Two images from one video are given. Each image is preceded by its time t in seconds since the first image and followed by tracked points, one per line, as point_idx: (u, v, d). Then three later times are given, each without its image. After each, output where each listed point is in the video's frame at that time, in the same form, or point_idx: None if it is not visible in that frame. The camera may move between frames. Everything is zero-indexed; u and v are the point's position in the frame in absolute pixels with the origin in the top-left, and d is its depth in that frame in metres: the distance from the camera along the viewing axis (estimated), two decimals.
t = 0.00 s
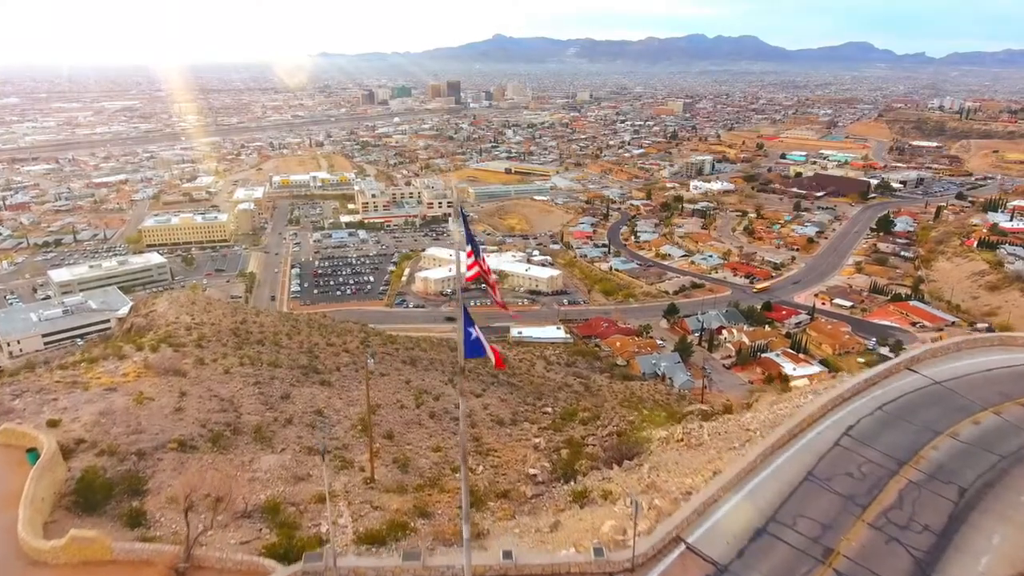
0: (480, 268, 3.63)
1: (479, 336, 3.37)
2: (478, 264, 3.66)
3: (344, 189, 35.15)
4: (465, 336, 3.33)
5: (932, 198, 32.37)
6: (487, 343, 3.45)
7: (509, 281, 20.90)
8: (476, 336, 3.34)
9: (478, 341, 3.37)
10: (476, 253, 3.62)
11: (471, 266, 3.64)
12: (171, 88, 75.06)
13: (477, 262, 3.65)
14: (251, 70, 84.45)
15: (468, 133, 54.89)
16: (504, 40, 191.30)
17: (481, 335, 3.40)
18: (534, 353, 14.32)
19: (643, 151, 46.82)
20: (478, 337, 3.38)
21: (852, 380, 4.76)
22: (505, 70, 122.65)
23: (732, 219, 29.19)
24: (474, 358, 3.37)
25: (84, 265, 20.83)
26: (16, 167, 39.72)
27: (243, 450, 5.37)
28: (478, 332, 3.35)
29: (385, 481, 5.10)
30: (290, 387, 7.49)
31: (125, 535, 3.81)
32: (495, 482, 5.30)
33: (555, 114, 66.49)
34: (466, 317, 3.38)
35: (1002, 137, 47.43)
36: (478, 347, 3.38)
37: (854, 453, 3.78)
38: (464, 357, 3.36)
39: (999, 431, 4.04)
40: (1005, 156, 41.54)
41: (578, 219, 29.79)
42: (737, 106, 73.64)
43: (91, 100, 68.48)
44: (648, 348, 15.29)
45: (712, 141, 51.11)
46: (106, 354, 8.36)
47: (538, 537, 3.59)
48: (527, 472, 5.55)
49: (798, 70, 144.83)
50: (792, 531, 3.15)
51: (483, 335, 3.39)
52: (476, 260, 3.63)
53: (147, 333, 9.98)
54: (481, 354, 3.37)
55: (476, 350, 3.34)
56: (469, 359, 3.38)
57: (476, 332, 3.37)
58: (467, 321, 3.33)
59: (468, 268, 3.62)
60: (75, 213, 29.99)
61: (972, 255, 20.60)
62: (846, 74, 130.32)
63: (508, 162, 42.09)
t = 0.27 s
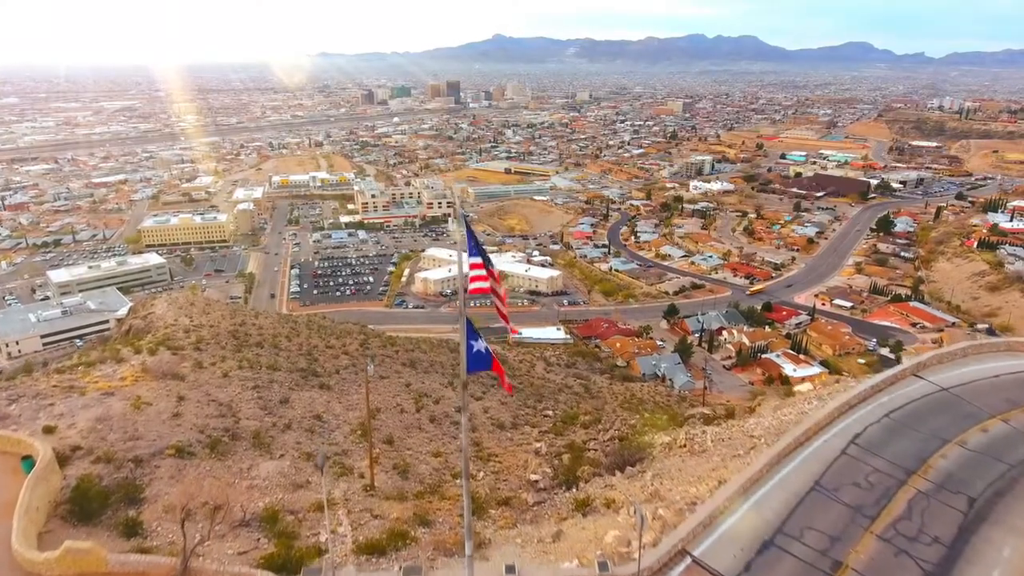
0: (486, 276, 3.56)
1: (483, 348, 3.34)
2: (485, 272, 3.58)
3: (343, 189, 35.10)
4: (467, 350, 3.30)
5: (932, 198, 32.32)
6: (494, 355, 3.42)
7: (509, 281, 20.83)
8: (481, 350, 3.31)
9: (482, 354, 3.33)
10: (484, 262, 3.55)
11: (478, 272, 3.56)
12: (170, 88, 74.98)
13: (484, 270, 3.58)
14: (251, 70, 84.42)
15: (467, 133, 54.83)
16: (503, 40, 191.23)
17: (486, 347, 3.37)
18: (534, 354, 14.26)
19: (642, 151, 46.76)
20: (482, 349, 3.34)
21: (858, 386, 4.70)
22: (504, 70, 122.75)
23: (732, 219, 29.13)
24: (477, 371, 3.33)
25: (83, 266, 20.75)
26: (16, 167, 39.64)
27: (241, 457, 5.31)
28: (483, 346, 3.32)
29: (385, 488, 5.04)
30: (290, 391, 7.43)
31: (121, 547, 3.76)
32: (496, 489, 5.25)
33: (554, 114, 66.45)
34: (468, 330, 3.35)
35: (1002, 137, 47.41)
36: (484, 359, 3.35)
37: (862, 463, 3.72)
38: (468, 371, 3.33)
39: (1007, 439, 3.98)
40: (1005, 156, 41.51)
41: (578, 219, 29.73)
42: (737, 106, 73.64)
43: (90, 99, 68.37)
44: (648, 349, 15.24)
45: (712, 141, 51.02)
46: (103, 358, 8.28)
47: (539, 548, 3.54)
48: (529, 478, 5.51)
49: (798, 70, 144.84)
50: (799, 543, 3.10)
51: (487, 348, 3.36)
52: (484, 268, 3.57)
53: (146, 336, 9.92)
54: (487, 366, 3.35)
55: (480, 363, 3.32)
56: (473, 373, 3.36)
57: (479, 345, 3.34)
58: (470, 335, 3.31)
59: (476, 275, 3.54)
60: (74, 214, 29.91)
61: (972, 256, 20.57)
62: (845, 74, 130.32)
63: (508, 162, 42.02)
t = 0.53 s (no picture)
0: (485, 289, 3.53)
1: (485, 364, 3.29)
2: (483, 285, 3.56)
3: (342, 192, 35.06)
4: (469, 366, 3.26)
5: (931, 201, 32.31)
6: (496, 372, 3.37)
7: (508, 285, 20.74)
8: (482, 366, 3.26)
9: (482, 370, 3.29)
10: (481, 274, 3.53)
11: (476, 287, 3.54)
12: (169, 90, 74.94)
13: (482, 283, 3.55)
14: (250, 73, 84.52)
15: (467, 136, 54.85)
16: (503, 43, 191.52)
17: (488, 364, 3.32)
18: (534, 358, 14.17)
19: (642, 154, 46.76)
20: (483, 365, 3.29)
21: (863, 397, 4.65)
22: (503, 73, 122.98)
23: (732, 222, 29.08)
24: (477, 389, 3.29)
25: (81, 270, 20.69)
26: (15, 170, 39.57)
27: (238, 468, 5.25)
28: (484, 362, 3.27)
29: (385, 500, 4.97)
30: (288, 399, 7.36)
31: (115, 563, 3.69)
32: (497, 500, 5.19)
33: (553, 117, 66.49)
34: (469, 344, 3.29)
35: (1001, 140, 47.47)
36: (483, 377, 3.31)
37: (870, 476, 3.66)
38: (469, 389, 3.27)
39: (1017, 451, 3.92)
40: (1004, 159, 41.55)
41: (577, 223, 29.66)
42: (736, 109, 73.74)
43: (89, 102, 68.34)
44: (649, 353, 15.16)
45: (711, 144, 50.99)
46: (100, 364, 8.21)
47: (542, 564, 3.48)
48: (531, 489, 5.44)
49: (796, 73, 145.16)
50: (808, 561, 3.02)
51: (489, 364, 3.30)
52: (482, 281, 3.55)
53: (144, 342, 9.86)
54: (485, 384, 3.30)
55: (482, 380, 3.28)
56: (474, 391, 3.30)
57: (481, 361, 3.29)
58: (472, 350, 3.25)
59: (473, 289, 3.53)
60: (73, 217, 29.86)
61: (972, 259, 20.54)
62: (845, 77, 130.56)
63: (507, 166, 41.99)
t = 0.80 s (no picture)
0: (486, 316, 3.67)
1: (486, 399, 3.71)
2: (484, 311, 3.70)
3: (343, 205, 35.08)
4: (472, 401, 3.68)
5: (930, 213, 32.35)
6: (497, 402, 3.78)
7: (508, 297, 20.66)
8: (484, 401, 3.70)
9: (486, 404, 3.71)
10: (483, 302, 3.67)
11: (479, 315, 3.67)
12: (170, 103, 75.22)
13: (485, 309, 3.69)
14: (252, 87, 84.95)
15: (466, 149, 55.01)
16: (502, 57, 192.85)
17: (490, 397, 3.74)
18: (534, 371, 14.07)
19: (641, 167, 46.88)
20: (486, 398, 3.72)
21: (870, 416, 4.59)
22: (503, 86, 123.68)
23: (731, 235, 29.09)
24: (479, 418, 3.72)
25: (80, 283, 20.63)
26: (16, 183, 39.60)
27: (235, 489, 5.16)
28: (487, 398, 3.70)
29: (384, 521, 4.88)
30: (286, 416, 7.26)
31: None
32: (498, 521, 5.10)
33: (553, 130, 66.73)
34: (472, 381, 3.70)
35: (999, 153, 47.63)
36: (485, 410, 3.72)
37: (879, 499, 3.58)
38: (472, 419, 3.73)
39: None
40: (1002, 172, 41.67)
41: (577, 235, 29.66)
42: (735, 122, 74.09)
43: (91, 115, 68.56)
44: (649, 366, 15.09)
45: (710, 157, 51.13)
46: (97, 382, 8.12)
47: None
48: (532, 510, 5.36)
49: (794, 86, 146.13)
50: None
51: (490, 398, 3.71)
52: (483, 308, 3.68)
53: (141, 357, 9.77)
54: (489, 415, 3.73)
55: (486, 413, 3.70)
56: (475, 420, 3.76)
57: (484, 395, 3.72)
58: (474, 388, 3.67)
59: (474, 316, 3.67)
60: (73, 230, 29.84)
61: (972, 272, 20.53)
62: (843, 91, 131.25)
63: (507, 178, 42.06)
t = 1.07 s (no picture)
0: (485, 343, 3.79)
1: (487, 428, 3.86)
2: (487, 338, 3.81)
3: (343, 218, 35.08)
4: (472, 430, 3.83)
5: (930, 226, 32.38)
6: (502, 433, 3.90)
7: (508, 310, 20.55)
8: (486, 431, 3.84)
9: (488, 434, 3.85)
10: (486, 329, 3.79)
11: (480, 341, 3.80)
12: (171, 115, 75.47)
13: (487, 335, 3.81)
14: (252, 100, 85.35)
15: (466, 162, 55.17)
16: (501, 71, 194.06)
17: (493, 428, 3.87)
18: (534, 385, 13.95)
19: (640, 180, 46.97)
20: (489, 429, 3.87)
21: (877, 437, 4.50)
22: (503, 100, 124.39)
23: (731, 247, 29.05)
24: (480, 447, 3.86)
25: (79, 295, 20.56)
26: (16, 196, 39.61)
27: (229, 511, 5.06)
28: (488, 427, 3.85)
29: (381, 544, 4.78)
30: (283, 433, 7.16)
31: None
32: (498, 544, 4.99)
33: (552, 143, 66.99)
34: (473, 410, 3.86)
35: (997, 166, 47.78)
36: (486, 440, 3.85)
37: (890, 524, 3.49)
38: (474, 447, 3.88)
39: None
40: (1000, 185, 41.78)
41: (577, 248, 29.62)
42: (733, 135, 74.42)
43: (92, 127, 68.77)
44: (649, 380, 14.98)
45: (709, 170, 51.25)
46: (93, 399, 8.02)
47: None
48: (533, 531, 5.25)
49: (792, 100, 146.91)
50: None
51: (490, 427, 3.86)
52: (485, 334, 3.80)
53: (138, 372, 9.66)
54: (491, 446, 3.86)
55: (486, 443, 3.84)
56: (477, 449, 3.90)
57: (485, 425, 3.87)
58: (475, 417, 3.84)
59: (474, 343, 3.80)
60: (73, 242, 29.79)
61: (972, 284, 20.52)
62: (841, 104, 131.98)
63: (507, 191, 42.12)
